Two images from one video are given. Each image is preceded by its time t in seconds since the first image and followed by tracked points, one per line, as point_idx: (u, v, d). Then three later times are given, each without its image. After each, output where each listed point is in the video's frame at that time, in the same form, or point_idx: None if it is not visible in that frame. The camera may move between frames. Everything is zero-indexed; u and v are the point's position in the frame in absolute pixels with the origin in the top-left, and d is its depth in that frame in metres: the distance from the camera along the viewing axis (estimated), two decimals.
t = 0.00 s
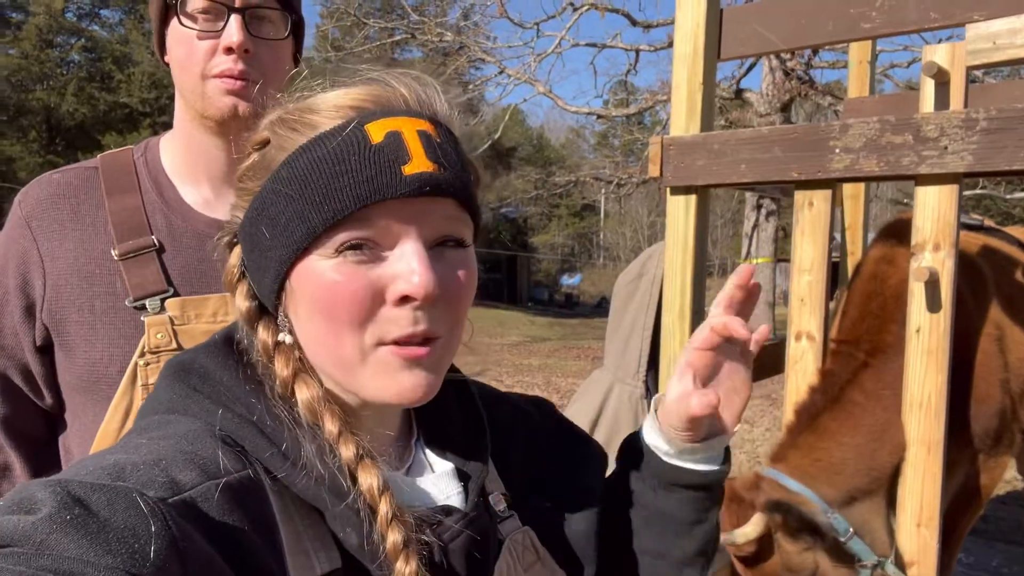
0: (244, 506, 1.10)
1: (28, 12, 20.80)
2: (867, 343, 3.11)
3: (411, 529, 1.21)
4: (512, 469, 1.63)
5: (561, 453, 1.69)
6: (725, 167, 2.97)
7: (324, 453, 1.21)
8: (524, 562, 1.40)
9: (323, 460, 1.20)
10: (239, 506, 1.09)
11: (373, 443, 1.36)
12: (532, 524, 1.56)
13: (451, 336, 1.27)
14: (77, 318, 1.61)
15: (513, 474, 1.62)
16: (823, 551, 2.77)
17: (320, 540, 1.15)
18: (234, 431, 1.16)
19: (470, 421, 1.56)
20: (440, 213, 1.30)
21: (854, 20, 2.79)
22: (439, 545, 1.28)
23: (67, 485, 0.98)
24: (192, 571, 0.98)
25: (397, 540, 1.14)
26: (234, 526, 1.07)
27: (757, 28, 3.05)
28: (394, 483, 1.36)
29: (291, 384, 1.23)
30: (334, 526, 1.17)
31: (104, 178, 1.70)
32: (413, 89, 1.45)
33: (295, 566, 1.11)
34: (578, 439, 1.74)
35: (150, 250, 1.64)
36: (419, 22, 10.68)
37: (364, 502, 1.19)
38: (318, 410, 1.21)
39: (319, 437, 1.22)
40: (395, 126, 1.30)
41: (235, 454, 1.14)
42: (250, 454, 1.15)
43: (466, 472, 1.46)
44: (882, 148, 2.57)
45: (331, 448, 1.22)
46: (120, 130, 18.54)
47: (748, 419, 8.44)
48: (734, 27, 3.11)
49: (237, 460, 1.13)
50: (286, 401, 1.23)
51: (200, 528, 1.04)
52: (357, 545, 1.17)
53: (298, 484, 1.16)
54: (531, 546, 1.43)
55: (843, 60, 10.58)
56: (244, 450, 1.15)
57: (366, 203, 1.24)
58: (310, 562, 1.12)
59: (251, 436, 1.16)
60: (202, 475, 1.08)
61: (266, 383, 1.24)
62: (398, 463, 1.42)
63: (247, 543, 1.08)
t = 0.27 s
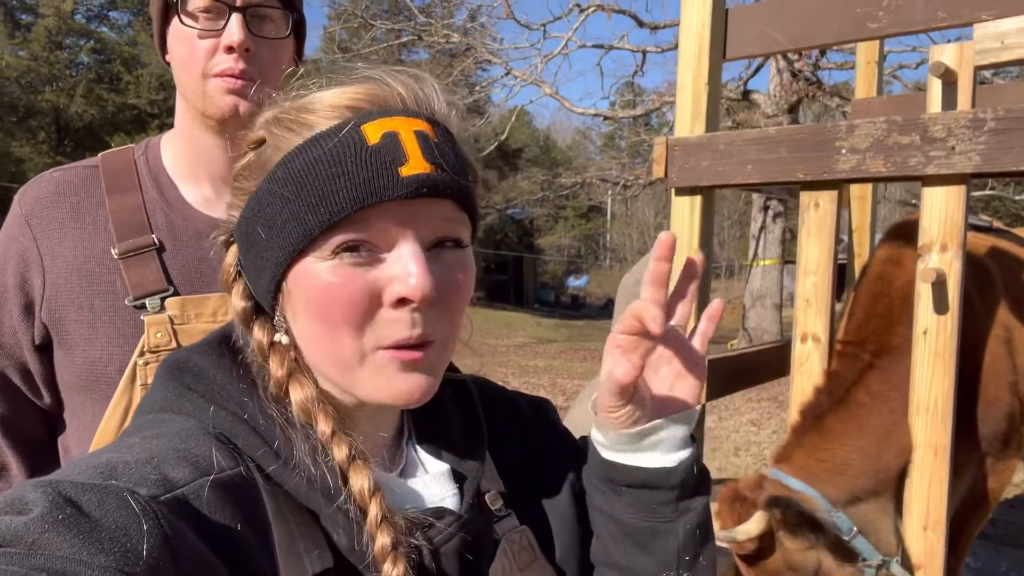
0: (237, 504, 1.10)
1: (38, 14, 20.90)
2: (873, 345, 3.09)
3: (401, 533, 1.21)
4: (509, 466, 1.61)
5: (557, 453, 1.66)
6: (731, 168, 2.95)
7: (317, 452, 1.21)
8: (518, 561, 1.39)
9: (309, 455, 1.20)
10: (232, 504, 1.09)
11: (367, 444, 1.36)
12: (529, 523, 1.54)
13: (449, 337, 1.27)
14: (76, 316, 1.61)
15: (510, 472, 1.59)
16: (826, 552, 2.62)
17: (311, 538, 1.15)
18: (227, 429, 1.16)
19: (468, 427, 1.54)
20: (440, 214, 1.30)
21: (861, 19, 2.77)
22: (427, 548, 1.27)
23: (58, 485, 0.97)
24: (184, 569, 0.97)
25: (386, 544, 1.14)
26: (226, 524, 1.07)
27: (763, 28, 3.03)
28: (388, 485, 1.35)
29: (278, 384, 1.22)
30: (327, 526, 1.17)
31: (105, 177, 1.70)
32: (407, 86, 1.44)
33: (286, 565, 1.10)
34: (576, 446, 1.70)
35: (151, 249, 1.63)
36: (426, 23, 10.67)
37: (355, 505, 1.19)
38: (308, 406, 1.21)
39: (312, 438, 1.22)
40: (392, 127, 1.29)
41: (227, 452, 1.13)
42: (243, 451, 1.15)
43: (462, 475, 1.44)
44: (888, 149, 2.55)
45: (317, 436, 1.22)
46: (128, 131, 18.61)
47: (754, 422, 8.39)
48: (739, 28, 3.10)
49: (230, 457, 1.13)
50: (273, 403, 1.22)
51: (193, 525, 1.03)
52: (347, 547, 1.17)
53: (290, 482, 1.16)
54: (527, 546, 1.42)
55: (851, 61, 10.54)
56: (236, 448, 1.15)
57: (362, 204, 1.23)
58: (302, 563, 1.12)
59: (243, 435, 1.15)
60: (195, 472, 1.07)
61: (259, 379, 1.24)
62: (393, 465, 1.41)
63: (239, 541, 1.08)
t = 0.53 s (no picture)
0: (247, 501, 1.10)
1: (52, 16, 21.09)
2: (883, 348, 3.06)
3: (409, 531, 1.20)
4: (519, 469, 1.60)
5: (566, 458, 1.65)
6: (739, 169, 2.93)
7: (323, 444, 1.20)
8: (527, 562, 1.38)
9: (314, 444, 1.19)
10: (242, 500, 1.09)
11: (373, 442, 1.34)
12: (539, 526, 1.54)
13: (453, 338, 1.27)
14: (83, 315, 1.61)
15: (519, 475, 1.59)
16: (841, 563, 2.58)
17: (320, 535, 1.14)
18: (237, 425, 1.15)
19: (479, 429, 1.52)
20: (444, 214, 1.29)
21: (871, 19, 2.74)
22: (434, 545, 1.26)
23: (70, 478, 0.97)
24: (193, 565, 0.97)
25: (393, 539, 1.12)
26: (236, 521, 1.06)
27: (772, 28, 3.01)
28: (395, 484, 1.34)
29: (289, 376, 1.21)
30: (337, 523, 1.16)
31: (113, 176, 1.70)
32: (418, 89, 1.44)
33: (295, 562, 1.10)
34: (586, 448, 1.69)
35: (158, 248, 1.63)
36: (436, 25, 10.68)
37: (361, 499, 1.17)
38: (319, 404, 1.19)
39: (318, 431, 1.20)
40: (398, 125, 1.29)
41: (238, 447, 1.13)
42: (253, 447, 1.14)
43: (469, 476, 1.43)
44: (898, 150, 2.53)
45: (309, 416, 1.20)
46: (141, 133, 18.73)
47: (763, 425, 8.35)
48: (748, 28, 3.08)
49: (240, 453, 1.12)
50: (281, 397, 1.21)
51: (202, 521, 1.03)
52: (355, 544, 1.16)
53: (299, 479, 1.14)
54: (536, 547, 1.40)
55: (862, 62, 10.48)
56: (246, 444, 1.14)
57: (365, 203, 1.23)
58: (310, 558, 1.11)
59: (254, 431, 1.15)
60: (205, 468, 1.07)
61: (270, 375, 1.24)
62: (400, 465, 1.40)
63: (248, 538, 1.07)
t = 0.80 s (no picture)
0: (244, 505, 1.11)
1: (69, 18, 21.34)
2: (892, 352, 3.05)
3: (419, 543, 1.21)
4: (519, 468, 1.60)
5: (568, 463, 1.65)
6: (750, 171, 2.92)
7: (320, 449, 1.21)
8: (526, 562, 1.38)
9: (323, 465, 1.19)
10: (239, 505, 1.10)
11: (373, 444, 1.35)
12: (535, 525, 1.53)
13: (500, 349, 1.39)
14: (94, 314, 1.63)
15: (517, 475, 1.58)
16: (845, 568, 2.63)
17: (320, 541, 1.16)
18: (233, 430, 1.16)
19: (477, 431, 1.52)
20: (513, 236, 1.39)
21: (883, 21, 2.73)
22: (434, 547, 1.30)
23: (67, 483, 0.98)
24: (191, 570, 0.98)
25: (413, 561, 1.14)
26: (234, 526, 1.07)
27: (784, 30, 3.00)
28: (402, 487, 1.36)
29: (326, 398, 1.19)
30: (337, 529, 1.17)
31: (124, 177, 1.72)
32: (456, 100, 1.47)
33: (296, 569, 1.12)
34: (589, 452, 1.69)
35: (168, 249, 1.65)
36: (448, 26, 10.70)
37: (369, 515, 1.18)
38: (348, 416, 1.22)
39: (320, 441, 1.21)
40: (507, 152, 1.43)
41: (235, 451, 1.14)
42: (250, 453, 1.16)
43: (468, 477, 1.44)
44: (910, 152, 2.51)
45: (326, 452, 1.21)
46: (156, 134, 18.91)
47: (775, 428, 8.32)
48: (759, 30, 3.07)
49: (237, 457, 1.14)
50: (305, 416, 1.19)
51: (200, 526, 1.04)
52: (357, 551, 1.17)
53: (299, 489, 1.16)
54: (535, 546, 1.41)
55: (876, 63, 10.43)
56: (243, 449, 1.16)
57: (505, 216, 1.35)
58: (310, 561, 1.13)
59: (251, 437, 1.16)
60: (201, 472, 1.08)
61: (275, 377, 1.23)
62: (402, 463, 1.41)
63: (246, 541, 1.08)
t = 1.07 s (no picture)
0: (250, 508, 1.12)
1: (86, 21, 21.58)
2: (903, 356, 3.03)
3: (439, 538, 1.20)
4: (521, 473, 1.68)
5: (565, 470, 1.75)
6: (760, 173, 2.91)
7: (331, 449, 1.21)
8: (526, 563, 1.44)
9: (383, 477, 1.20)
10: (245, 509, 1.11)
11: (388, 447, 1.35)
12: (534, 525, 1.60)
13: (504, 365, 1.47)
14: (101, 315, 1.65)
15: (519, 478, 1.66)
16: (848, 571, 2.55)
17: (323, 542, 1.16)
18: (239, 433, 1.18)
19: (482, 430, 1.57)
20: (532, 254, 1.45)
21: (894, 23, 2.72)
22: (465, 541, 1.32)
23: (78, 485, 1.01)
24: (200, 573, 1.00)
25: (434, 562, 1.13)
26: (239, 529, 1.09)
27: (794, 31, 2.98)
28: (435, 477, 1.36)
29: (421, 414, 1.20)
30: (343, 530, 1.16)
31: (132, 182, 1.74)
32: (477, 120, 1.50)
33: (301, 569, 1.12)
34: (578, 463, 1.80)
35: (174, 252, 1.67)
36: (461, 28, 10.72)
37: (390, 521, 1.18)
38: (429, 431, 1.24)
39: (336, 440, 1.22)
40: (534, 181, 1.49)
41: (240, 454, 1.16)
42: (256, 455, 1.17)
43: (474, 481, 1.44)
44: (921, 155, 2.50)
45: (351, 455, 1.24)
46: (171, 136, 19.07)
47: (788, 431, 8.27)
48: (769, 32, 3.06)
49: (243, 460, 1.15)
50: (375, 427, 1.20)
51: (208, 529, 1.06)
52: (363, 549, 1.17)
53: (310, 491, 1.16)
54: (533, 550, 1.46)
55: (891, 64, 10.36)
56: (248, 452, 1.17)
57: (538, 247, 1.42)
58: (315, 564, 1.13)
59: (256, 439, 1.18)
60: (208, 476, 1.10)
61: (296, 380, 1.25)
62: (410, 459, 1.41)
63: (251, 544, 1.10)
